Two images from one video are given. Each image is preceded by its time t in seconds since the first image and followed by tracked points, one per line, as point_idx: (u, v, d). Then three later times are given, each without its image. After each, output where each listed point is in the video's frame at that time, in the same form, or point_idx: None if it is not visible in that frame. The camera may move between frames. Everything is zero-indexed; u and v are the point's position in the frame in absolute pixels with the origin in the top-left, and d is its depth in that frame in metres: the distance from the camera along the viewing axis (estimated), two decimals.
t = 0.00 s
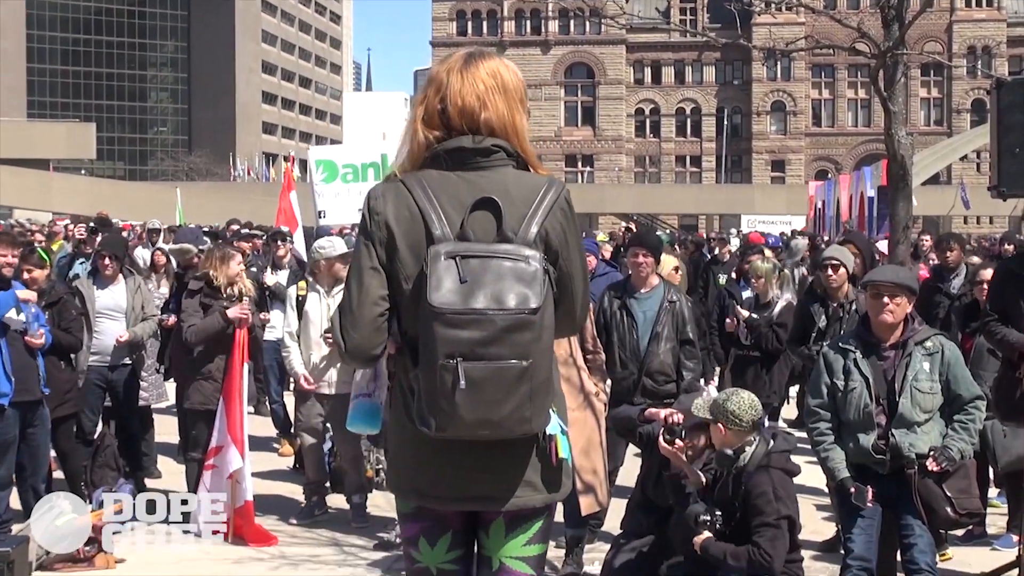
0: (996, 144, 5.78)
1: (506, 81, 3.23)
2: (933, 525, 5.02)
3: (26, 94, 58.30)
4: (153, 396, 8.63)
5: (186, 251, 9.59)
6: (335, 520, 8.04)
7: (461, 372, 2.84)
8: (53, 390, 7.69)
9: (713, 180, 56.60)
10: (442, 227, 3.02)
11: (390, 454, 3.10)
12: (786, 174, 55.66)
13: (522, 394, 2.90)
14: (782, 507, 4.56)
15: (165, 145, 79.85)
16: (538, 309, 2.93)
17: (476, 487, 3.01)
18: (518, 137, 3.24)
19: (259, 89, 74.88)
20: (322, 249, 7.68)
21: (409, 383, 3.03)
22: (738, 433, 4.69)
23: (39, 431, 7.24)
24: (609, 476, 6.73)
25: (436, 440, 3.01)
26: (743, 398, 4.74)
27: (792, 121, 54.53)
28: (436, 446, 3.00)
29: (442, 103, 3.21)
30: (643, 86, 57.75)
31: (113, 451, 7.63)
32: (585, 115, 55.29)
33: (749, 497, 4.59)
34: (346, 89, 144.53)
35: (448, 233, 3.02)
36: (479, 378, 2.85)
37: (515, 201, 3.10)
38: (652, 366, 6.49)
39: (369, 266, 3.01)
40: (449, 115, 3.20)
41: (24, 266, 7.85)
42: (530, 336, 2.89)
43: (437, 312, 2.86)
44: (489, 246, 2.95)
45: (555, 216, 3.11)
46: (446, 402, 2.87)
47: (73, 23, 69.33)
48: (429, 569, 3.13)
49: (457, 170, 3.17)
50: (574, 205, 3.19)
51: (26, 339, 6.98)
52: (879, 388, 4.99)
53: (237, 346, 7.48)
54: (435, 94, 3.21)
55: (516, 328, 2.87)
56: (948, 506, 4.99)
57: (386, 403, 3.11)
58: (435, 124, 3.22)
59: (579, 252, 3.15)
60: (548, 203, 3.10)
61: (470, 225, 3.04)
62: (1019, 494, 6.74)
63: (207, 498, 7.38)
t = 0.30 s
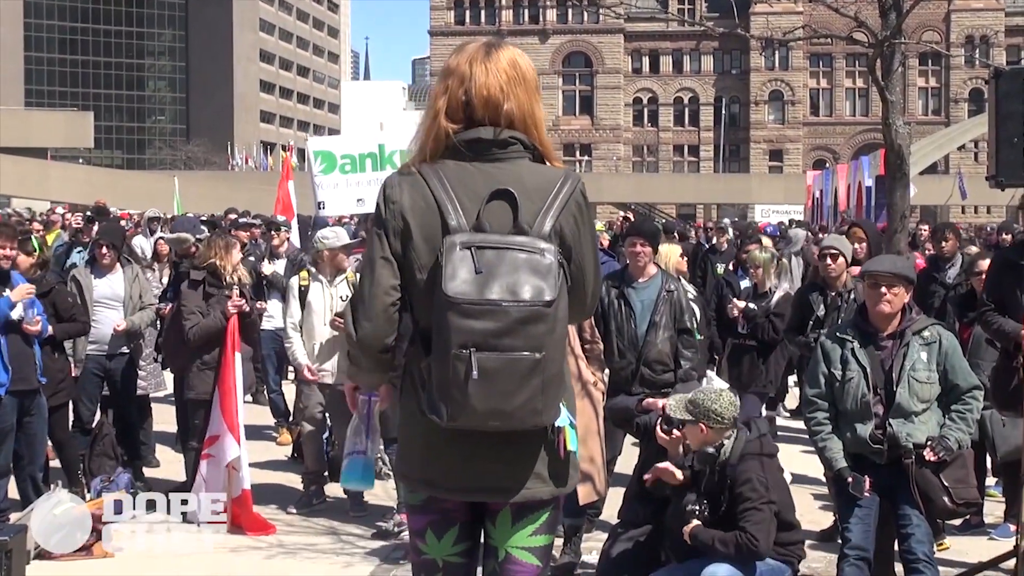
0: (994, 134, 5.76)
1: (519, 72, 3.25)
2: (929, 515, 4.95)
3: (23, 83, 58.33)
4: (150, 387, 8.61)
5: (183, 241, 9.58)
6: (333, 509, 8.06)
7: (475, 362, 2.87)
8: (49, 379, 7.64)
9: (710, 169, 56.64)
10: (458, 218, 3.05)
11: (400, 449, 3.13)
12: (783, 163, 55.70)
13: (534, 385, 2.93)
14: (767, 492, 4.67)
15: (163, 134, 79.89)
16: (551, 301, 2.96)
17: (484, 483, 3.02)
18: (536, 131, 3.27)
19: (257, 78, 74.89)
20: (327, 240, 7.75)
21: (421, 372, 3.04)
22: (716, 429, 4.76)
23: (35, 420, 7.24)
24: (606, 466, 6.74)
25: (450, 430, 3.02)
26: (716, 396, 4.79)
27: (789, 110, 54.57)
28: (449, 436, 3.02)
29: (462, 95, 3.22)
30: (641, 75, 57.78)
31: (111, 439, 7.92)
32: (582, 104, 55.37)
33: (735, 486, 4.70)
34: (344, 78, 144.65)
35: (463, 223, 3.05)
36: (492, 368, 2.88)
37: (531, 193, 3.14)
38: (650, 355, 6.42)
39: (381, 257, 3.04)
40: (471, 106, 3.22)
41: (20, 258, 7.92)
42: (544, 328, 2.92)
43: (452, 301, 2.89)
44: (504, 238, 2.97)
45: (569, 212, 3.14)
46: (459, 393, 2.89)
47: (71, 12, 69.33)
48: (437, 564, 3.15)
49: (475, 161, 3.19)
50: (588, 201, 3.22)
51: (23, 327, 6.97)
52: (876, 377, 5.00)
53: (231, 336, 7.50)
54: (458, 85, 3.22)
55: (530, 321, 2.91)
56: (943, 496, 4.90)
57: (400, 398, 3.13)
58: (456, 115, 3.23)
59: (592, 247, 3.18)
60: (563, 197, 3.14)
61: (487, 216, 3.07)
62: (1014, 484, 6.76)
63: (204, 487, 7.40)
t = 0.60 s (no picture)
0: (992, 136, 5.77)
1: (538, 79, 3.29)
2: (925, 518, 4.93)
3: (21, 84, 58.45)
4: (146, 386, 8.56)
5: (180, 242, 9.59)
6: (329, 511, 8.06)
7: (498, 364, 2.91)
8: (45, 379, 7.63)
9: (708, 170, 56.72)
10: (480, 218, 3.08)
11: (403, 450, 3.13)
12: (780, 165, 55.77)
13: (554, 388, 2.98)
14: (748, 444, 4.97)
15: (161, 135, 79.97)
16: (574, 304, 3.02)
17: (489, 485, 3.03)
18: (554, 133, 3.32)
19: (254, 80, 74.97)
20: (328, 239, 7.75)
21: (435, 373, 3.04)
22: (675, 404, 4.92)
23: (32, 421, 7.25)
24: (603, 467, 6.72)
25: (459, 432, 3.02)
26: (667, 371, 4.93)
27: (787, 112, 54.61)
28: (457, 435, 3.02)
29: (486, 99, 3.25)
30: (638, 77, 57.83)
31: (107, 441, 7.89)
32: (579, 106, 55.42)
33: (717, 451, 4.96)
34: (342, 79, 144.67)
35: (486, 224, 3.08)
36: (516, 371, 2.93)
37: (551, 196, 3.18)
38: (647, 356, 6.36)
39: (397, 257, 3.04)
40: (506, 109, 3.25)
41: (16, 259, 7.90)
42: (565, 331, 2.97)
43: (475, 300, 2.92)
44: (526, 241, 3.02)
45: (584, 220, 3.20)
46: (479, 393, 2.93)
47: (69, 13, 69.41)
48: (436, 565, 3.15)
49: (498, 162, 3.22)
50: (602, 210, 3.27)
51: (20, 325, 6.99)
52: (870, 380, 5.01)
53: (225, 335, 7.58)
54: (487, 88, 3.24)
55: (553, 324, 2.96)
56: (939, 499, 4.89)
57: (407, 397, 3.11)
58: (487, 117, 3.25)
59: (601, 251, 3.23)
60: (579, 204, 3.19)
61: (510, 219, 3.11)
62: (1010, 487, 6.77)
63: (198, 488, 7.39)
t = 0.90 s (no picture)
0: (970, 137, 5.82)
1: (519, 84, 3.41)
2: (906, 515, 4.95)
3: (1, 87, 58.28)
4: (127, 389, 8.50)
5: (162, 244, 9.59)
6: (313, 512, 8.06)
7: (520, 360, 3.06)
8: (28, 383, 7.57)
9: (691, 171, 56.81)
10: (487, 220, 3.21)
11: (393, 451, 3.19)
12: (763, 165, 55.88)
13: (566, 381, 3.15)
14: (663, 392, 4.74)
15: (143, 137, 79.78)
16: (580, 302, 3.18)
17: (481, 484, 3.17)
18: (538, 132, 3.46)
19: (236, 82, 74.83)
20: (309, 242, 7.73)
21: (438, 374, 3.16)
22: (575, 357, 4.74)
23: (13, 424, 7.24)
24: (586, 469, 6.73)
25: (464, 428, 3.15)
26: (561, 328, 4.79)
27: (770, 112, 54.75)
28: (457, 432, 3.14)
29: (475, 100, 3.36)
30: (621, 78, 57.88)
31: (89, 444, 7.89)
32: (562, 106, 55.44)
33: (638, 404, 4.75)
34: (324, 80, 144.41)
35: (491, 223, 3.22)
36: (535, 367, 3.08)
37: (552, 203, 3.36)
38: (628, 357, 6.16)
39: (398, 258, 3.13)
40: (507, 112, 3.39)
41: None
42: (576, 328, 3.14)
43: (496, 296, 3.05)
44: (531, 241, 3.18)
45: (574, 225, 3.39)
46: (500, 393, 3.07)
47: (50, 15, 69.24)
48: (415, 566, 3.26)
49: (500, 166, 3.35)
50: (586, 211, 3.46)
51: None
52: (854, 378, 5.01)
53: (204, 335, 7.44)
54: (482, 89, 3.36)
55: (569, 321, 3.13)
56: (921, 496, 4.90)
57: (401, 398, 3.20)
58: (486, 120, 3.37)
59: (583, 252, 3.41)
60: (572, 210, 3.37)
61: (516, 218, 3.27)
62: (991, 484, 6.79)
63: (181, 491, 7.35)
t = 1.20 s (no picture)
0: (941, 129, 5.86)
1: (479, 81, 3.43)
2: (883, 511, 4.95)
3: None
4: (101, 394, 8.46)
5: (134, 248, 9.59)
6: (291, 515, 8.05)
7: (514, 356, 3.14)
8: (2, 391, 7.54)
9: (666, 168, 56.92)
10: (470, 218, 3.24)
11: (373, 455, 3.16)
12: (737, 162, 56.01)
13: (549, 377, 3.23)
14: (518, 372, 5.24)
15: (117, 141, 79.52)
16: (560, 300, 3.27)
17: (459, 486, 3.20)
18: (499, 127, 3.47)
19: (209, 84, 74.64)
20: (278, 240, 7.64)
21: (421, 371, 3.18)
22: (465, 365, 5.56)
23: None
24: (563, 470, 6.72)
25: (448, 426, 3.19)
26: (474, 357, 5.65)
27: (743, 110, 54.90)
28: (445, 436, 3.19)
29: (440, 94, 3.38)
30: (595, 76, 57.94)
31: (64, 449, 7.86)
32: (536, 105, 55.50)
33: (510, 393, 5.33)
34: (298, 81, 144.07)
35: (474, 222, 3.25)
36: (528, 361, 3.17)
37: (527, 200, 3.44)
38: (606, 355, 6.12)
39: (380, 257, 3.11)
40: (469, 104, 3.40)
41: None
42: (559, 324, 3.23)
43: (489, 294, 3.12)
44: (512, 241, 3.24)
45: (540, 220, 3.47)
46: (494, 394, 3.14)
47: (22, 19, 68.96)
48: (387, 567, 3.27)
49: (477, 163, 3.38)
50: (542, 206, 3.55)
51: None
52: (828, 374, 5.02)
53: (187, 340, 7.46)
54: (452, 83, 3.38)
55: (556, 316, 3.22)
56: (897, 492, 4.91)
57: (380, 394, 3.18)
58: (455, 113, 3.38)
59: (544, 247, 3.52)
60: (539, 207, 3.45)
61: (498, 215, 3.34)
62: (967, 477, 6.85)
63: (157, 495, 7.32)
